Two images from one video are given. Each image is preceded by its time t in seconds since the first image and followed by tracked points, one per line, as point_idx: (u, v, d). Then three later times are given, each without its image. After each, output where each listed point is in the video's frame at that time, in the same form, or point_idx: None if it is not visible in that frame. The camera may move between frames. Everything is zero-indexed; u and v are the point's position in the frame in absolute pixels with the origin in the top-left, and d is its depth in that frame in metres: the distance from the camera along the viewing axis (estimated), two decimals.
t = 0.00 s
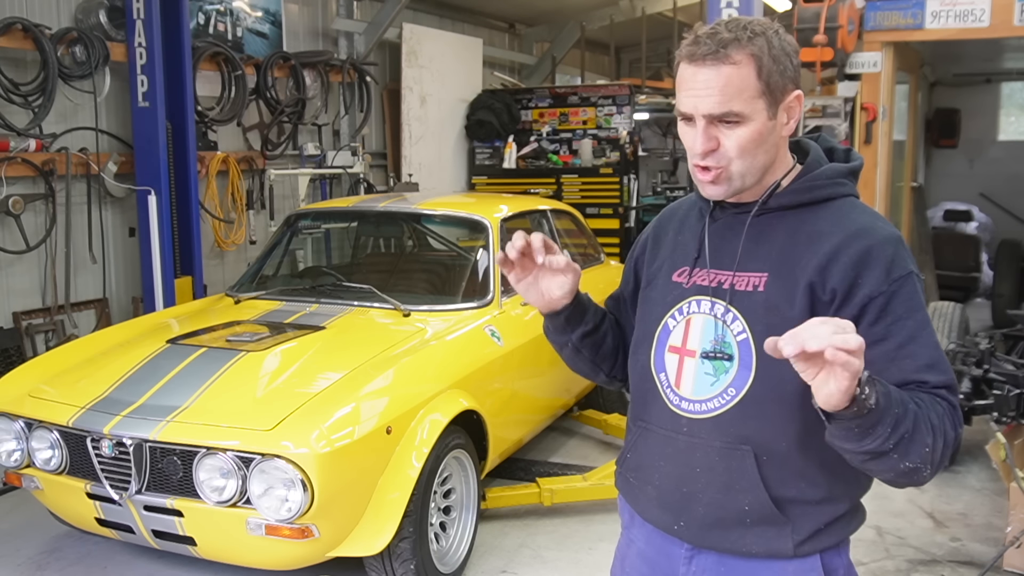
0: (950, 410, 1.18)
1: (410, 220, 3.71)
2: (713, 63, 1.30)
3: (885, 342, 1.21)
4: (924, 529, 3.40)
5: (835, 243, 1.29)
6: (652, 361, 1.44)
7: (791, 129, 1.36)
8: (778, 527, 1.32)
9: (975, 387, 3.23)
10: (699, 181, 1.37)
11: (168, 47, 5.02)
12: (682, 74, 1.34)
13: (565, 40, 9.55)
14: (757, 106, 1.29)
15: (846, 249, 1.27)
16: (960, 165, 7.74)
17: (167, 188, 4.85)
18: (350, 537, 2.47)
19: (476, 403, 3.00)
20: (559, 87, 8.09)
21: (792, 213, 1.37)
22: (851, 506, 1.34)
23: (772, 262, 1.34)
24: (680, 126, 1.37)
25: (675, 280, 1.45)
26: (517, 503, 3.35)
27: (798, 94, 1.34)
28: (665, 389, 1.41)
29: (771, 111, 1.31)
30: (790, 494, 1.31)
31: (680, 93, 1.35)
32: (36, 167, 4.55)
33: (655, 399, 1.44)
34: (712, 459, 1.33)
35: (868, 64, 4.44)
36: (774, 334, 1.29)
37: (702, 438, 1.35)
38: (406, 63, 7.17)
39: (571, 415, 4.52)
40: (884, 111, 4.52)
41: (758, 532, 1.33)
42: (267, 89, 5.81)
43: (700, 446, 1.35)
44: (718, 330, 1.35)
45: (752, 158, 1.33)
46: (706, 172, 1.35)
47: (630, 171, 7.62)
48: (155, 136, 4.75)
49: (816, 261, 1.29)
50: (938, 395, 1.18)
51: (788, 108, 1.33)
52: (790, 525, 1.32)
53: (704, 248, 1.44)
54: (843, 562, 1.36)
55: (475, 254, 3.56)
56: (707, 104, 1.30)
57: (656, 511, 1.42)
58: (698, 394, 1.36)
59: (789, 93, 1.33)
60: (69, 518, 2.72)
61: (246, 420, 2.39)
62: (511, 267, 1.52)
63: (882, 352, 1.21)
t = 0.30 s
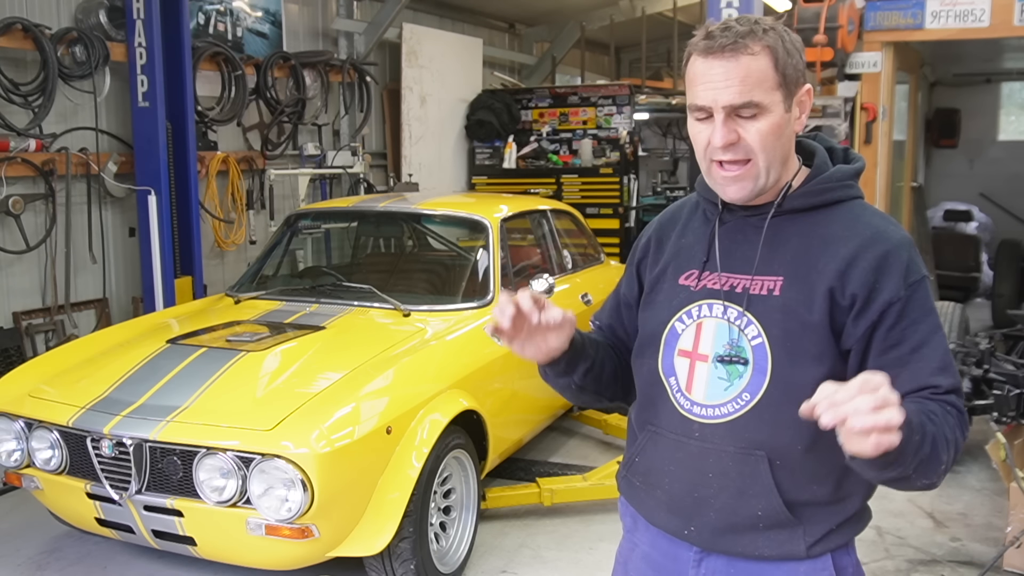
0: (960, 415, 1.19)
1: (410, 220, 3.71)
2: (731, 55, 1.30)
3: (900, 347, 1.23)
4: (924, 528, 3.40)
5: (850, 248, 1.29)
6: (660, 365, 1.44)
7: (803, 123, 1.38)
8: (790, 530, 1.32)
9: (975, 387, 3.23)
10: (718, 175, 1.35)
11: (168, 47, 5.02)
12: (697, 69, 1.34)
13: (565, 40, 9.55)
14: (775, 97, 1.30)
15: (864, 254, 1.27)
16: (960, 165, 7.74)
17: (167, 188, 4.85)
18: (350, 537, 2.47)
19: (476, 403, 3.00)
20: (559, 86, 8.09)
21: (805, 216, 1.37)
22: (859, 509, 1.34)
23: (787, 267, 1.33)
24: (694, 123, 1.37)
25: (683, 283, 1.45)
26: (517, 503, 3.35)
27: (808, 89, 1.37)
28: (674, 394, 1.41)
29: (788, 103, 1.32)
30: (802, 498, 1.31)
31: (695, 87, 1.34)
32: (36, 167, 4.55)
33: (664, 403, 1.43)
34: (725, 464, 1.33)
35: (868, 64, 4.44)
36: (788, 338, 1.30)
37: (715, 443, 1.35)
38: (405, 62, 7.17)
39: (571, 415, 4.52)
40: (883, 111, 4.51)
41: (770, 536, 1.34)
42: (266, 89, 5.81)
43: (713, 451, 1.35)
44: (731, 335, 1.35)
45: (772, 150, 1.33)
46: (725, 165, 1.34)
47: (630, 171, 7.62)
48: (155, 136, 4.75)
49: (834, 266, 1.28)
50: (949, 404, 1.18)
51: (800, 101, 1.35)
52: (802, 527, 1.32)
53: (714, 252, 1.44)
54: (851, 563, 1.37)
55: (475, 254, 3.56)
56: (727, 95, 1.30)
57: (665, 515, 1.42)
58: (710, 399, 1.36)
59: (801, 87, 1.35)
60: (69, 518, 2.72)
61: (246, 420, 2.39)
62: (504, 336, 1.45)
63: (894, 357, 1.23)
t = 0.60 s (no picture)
0: (973, 399, 1.20)
1: (410, 220, 3.71)
2: (724, 59, 1.30)
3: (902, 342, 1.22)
4: (924, 528, 3.40)
5: (851, 245, 1.29)
6: (661, 367, 1.44)
7: (797, 120, 1.39)
8: (795, 530, 1.33)
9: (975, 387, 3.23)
10: (721, 180, 1.35)
11: (168, 47, 5.02)
12: (690, 75, 1.34)
13: (565, 40, 9.55)
14: (770, 96, 1.31)
15: (865, 251, 1.28)
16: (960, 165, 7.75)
17: (167, 188, 4.85)
18: (350, 537, 2.47)
19: (477, 403, 3.00)
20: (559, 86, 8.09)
21: (804, 215, 1.37)
22: (861, 509, 1.34)
23: (791, 267, 1.34)
24: (691, 129, 1.36)
25: (682, 285, 1.45)
26: (517, 503, 3.35)
27: (799, 86, 1.38)
28: (677, 396, 1.41)
29: (783, 101, 1.33)
30: (807, 497, 1.31)
31: (690, 93, 1.34)
32: (36, 167, 4.55)
33: (666, 405, 1.43)
34: (730, 465, 1.33)
35: (868, 64, 4.44)
36: (792, 338, 1.30)
37: (719, 445, 1.35)
38: (405, 62, 7.17)
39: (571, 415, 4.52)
40: (884, 111, 4.51)
41: (775, 535, 1.34)
42: (266, 89, 5.80)
43: (717, 453, 1.35)
44: (734, 335, 1.35)
45: (773, 149, 1.33)
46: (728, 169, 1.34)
47: (630, 171, 7.62)
48: (155, 136, 4.75)
49: (835, 265, 1.28)
50: (960, 383, 1.20)
51: (793, 98, 1.36)
52: (807, 527, 1.32)
53: (714, 252, 1.44)
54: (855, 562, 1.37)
55: (475, 254, 3.56)
56: (724, 98, 1.30)
57: (669, 518, 1.42)
58: (714, 400, 1.36)
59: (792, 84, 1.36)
60: (69, 518, 2.72)
61: (246, 420, 2.39)
62: (523, 247, 1.45)
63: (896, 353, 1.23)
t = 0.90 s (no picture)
0: (971, 391, 1.21)
1: (410, 220, 3.71)
2: (715, 61, 1.31)
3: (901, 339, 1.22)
4: (924, 528, 3.40)
5: (849, 243, 1.29)
6: (660, 368, 1.44)
7: (791, 119, 1.39)
8: (797, 530, 1.33)
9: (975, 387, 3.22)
10: (717, 181, 1.34)
11: (168, 47, 5.02)
12: (682, 78, 1.35)
13: (565, 40, 9.55)
14: (763, 95, 1.31)
15: (862, 249, 1.28)
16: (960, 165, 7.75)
17: (167, 188, 4.85)
18: (350, 537, 2.47)
19: (477, 403, 3.00)
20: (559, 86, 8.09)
21: (801, 213, 1.37)
22: (860, 509, 1.34)
23: (790, 266, 1.34)
24: (685, 131, 1.36)
25: (681, 286, 1.45)
26: (517, 503, 3.35)
27: (793, 85, 1.38)
28: (676, 397, 1.41)
29: (775, 101, 1.33)
30: (806, 497, 1.31)
31: (683, 95, 1.34)
32: (36, 167, 4.55)
33: (666, 405, 1.43)
34: (731, 465, 1.33)
35: (868, 64, 4.45)
36: (791, 337, 1.30)
37: (719, 445, 1.35)
38: (405, 62, 7.17)
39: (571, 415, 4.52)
40: (884, 111, 4.51)
41: (776, 535, 1.34)
42: (266, 89, 5.81)
43: (718, 453, 1.35)
44: (734, 335, 1.35)
45: (768, 148, 1.33)
46: (723, 169, 1.33)
47: (630, 171, 7.62)
48: (155, 136, 4.75)
49: (834, 263, 1.29)
50: (959, 376, 1.21)
51: (787, 98, 1.36)
52: (808, 527, 1.32)
53: (712, 253, 1.44)
54: (855, 562, 1.37)
55: (475, 254, 3.56)
56: (716, 99, 1.30)
57: (670, 520, 1.42)
58: (714, 400, 1.36)
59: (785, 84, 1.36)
60: (69, 518, 2.72)
61: (246, 420, 2.39)
62: (524, 253, 1.45)
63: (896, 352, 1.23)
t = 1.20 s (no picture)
0: (954, 413, 1.20)
1: (410, 220, 3.71)
2: (702, 60, 1.31)
3: (896, 340, 1.22)
4: (924, 529, 3.40)
5: (844, 244, 1.29)
6: (656, 367, 1.44)
7: (786, 117, 1.38)
8: (791, 530, 1.32)
9: (975, 387, 3.22)
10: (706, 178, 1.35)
11: (168, 47, 5.02)
12: (672, 77, 1.35)
13: (565, 40, 9.55)
14: (751, 94, 1.30)
15: (857, 250, 1.27)
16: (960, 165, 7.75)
17: (167, 188, 4.85)
18: (350, 537, 2.47)
19: (476, 403, 3.00)
20: (559, 86, 8.09)
21: (798, 213, 1.37)
22: (857, 510, 1.33)
23: (783, 264, 1.34)
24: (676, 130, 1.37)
25: (678, 285, 1.45)
26: (517, 503, 3.35)
27: (787, 83, 1.37)
28: (671, 395, 1.41)
29: (765, 99, 1.32)
30: (801, 497, 1.31)
31: (673, 94, 1.35)
32: (36, 167, 4.55)
33: (661, 404, 1.43)
34: (724, 463, 1.34)
35: (868, 64, 4.45)
36: (786, 336, 1.30)
37: (712, 443, 1.35)
38: (406, 62, 7.17)
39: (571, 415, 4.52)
40: (884, 111, 4.51)
41: (770, 536, 1.33)
42: (267, 89, 5.80)
43: (711, 451, 1.35)
44: (728, 333, 1.35)
45: (756, 145, 1.32)
46: (711, 166, 1.33)
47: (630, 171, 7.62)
48: (155, 136, 4.75)
49: (828, 262, 1.28)
50: (942, 400, 1.19)
51: (779, 96, 1.35)
52: (803, 527, 1.32)
53: (709, 252, 1.44)
54: (852, 563, 1.37)
55: (475, 254, 3.56)
56: (703, 97, 1.30)
57: (665, 518, 1.43)
58: (708, 398, 1.36)
59: (778, 81, 1.35)
60: (69, 518, 2.72)
61: (246, 420, 2.39)
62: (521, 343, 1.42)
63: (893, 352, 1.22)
